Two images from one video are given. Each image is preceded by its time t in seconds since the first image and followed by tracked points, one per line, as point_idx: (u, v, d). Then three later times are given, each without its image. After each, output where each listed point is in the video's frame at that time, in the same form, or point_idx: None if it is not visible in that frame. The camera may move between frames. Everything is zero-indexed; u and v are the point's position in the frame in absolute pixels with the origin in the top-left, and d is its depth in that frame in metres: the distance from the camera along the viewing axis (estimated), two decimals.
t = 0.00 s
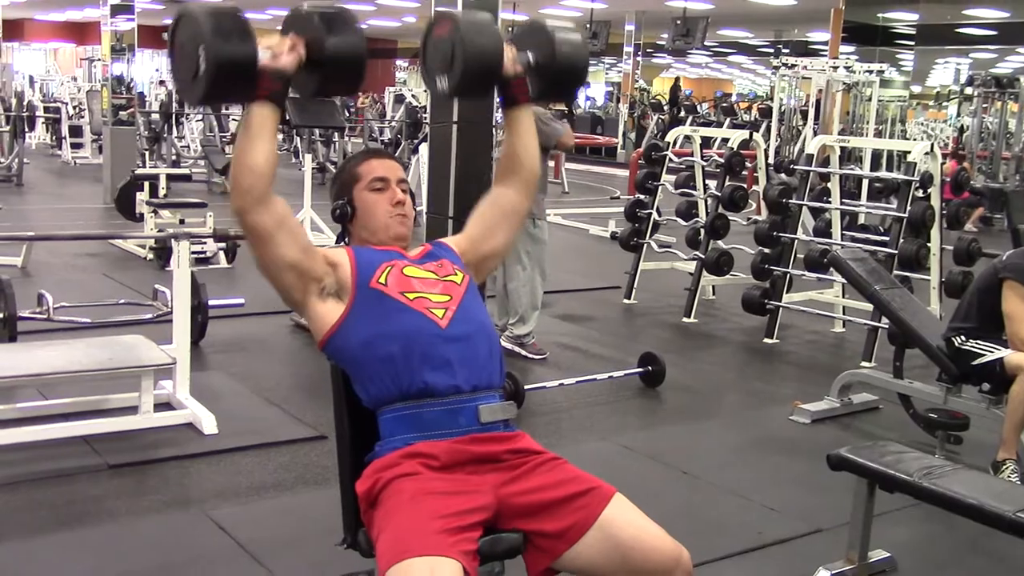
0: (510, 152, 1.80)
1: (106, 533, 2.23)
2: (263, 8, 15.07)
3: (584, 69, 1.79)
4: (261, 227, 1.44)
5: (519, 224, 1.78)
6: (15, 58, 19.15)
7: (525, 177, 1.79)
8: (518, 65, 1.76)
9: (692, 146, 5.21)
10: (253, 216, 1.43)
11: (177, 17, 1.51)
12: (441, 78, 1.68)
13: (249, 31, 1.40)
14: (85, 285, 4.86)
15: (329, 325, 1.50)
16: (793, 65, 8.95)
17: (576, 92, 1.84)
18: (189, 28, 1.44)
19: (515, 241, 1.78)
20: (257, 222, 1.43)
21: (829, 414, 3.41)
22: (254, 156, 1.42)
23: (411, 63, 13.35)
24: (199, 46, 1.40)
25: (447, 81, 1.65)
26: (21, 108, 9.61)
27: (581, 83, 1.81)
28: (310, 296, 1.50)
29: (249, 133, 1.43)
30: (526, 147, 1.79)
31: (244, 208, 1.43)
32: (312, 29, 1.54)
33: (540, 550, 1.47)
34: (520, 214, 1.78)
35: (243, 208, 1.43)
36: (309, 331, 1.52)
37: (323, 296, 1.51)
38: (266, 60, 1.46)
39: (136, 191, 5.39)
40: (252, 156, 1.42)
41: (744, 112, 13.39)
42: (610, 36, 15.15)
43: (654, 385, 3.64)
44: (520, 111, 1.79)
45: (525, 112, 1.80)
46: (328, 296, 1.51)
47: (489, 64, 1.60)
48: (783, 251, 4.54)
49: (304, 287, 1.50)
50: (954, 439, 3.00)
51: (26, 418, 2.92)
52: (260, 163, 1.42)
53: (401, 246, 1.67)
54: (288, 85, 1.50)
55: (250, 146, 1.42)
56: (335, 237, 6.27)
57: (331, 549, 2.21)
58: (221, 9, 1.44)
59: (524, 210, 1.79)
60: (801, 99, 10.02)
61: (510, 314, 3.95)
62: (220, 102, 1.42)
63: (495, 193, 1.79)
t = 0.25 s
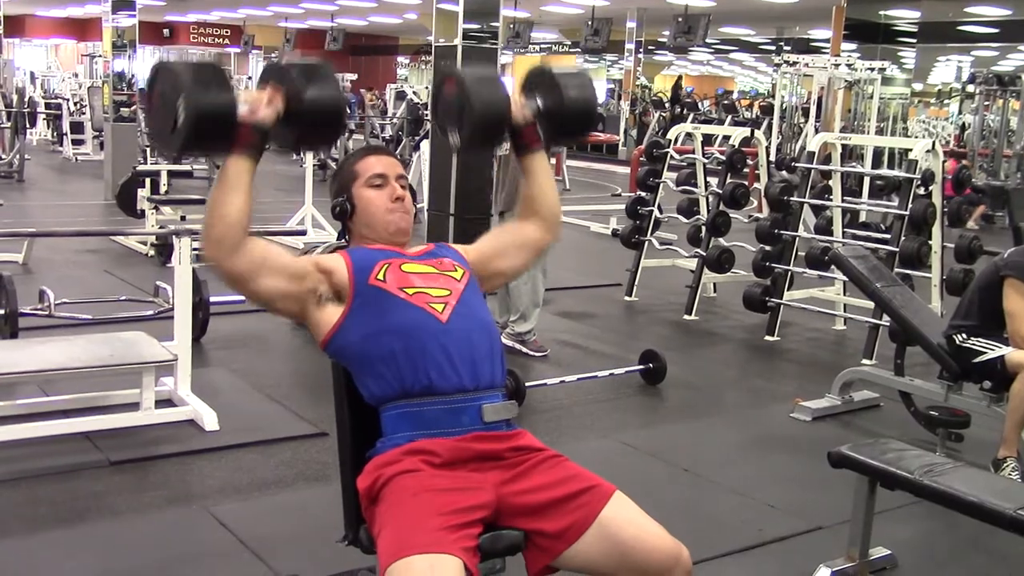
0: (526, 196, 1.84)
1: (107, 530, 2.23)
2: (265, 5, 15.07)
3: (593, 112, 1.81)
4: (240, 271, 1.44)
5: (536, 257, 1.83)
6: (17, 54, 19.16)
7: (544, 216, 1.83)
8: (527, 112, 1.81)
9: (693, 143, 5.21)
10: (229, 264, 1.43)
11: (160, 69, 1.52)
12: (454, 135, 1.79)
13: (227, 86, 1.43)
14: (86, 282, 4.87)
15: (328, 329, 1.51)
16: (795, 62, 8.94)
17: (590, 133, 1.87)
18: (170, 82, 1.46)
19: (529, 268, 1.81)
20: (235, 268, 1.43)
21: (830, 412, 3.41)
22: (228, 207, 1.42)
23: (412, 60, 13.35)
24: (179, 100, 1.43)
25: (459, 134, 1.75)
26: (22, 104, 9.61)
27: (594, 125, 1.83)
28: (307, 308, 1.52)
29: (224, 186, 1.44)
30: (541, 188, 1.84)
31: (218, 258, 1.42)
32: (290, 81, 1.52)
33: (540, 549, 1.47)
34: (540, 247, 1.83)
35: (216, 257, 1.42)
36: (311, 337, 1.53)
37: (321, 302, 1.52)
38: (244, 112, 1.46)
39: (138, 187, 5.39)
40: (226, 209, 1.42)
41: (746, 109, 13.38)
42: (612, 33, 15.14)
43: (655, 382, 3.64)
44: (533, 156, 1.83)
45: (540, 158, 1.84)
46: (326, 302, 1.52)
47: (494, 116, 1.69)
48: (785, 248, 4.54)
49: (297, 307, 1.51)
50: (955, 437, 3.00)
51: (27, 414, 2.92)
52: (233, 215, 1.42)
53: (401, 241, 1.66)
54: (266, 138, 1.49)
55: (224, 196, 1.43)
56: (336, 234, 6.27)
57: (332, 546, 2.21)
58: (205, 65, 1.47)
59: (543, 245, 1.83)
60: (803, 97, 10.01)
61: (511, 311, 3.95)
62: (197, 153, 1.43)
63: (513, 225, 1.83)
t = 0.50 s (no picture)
0: (530, 232, 1.83)
1: (108, 529, 2.23)
2: (265, 4, 15.07)
3: (599, 155, 1.90)
4: (230, 307, 1.46)
5: (536, 287, 1.81)
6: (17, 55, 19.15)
7: (550, 250, 1.82)
8: (535, 150, 1.86)
9: (693, 141, 5.21)
10: (219, 303, 1.45)
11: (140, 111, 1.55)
12: (459, 168, 1.82)
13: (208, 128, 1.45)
14: (87, 282, 4.87)
15: (330, 334, 1.52)
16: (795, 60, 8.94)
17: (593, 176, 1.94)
18: (152, 127, 1.49)
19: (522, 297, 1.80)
20: (224, 307, 1.46)
21: (831, 409, 3.41)
22: (214, 250, 1.43)
23: (413, 59, 13.35)
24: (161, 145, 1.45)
25: (466, 168, 1.78)
26: (23, 105, 9.61)
27: (598, 168, 1.92)
28: (307, 316, 1.53)
29: (208, 226, 1.45)
30: (547, 224, 1.82)
31: (206, 299, 1.45)
32: (272, 117, 1.55)
33: (542, 546, 1.47)
34: (541, 278, 1.81)
35: (204, 298, 1.45)
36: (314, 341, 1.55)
37: (320, 310, 1.53)
38: (227, 152, 1.49)
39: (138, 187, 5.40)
40: (213, 252, 1.44)
41: (746, 107, 13.37)
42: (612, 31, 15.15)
43: (656, 380, 3.64)
44: (539, 192, 1.83)
45: (546, 194, 1.84)
46: (325, 309, 1.54)
47: (505, 151, 1.73)
48: (785, 246, 4.54)
49: (296, 320, 1.53)
50: (956, 434, 3.00)
51: (28, 415, 2.92)
52: (221, 256, 1.44)
53: (402, 237, 1.67)
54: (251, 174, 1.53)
55: (209, 237, 1.44)
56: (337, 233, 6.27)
57: (333, 544, 2.22)
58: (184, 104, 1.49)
59: (546, 278, 1.82)
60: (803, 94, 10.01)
61: (511, 310, 3.95)
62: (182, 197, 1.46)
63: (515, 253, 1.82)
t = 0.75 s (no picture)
0: (528, 224, 1.82)
1: (108, 530, 2.23)
2: (264, 4, 15.07)
3: (599, 148, 1.88)
4: (233, 294, 1.45)
5: (535, 281, 1.83)
6: (16, 55, 19.13)
7: (547, 242, 1.82)
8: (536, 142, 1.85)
9: (692, 141, 5.21)
10: (219, 288, 1.44)
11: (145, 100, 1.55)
12: (460, 156, 1.80)
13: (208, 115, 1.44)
14: (87, 282, 4.87)
15: (329, 332, 1.52)
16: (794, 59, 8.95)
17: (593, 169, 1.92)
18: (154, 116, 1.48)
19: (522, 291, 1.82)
20: (224, 293, 1.45)
21: (830, 408, 3.42)
22: (217, 235, 1.43)
23: (412, 58, 13.35)
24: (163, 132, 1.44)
25: (467, 155, 1.76)
26: (22, 105, 9.61)
27: (599, 160, 1.90)
28: (306, 313, 1.53)
29: (211, 213, 1.45)
30: (544, 216, 1.82)
31: (208, 284, 1.44)
32: (275, 104, 1.55)
33: (541, 545, 1.48)
34: (539, 271, 1.82)
35: (206, 283, 1.44)
36: (313, 340, 1.55)
37: (320, 306, 1.53)
38: (230, 136, 1.48)
39: (137, 187, 5.40)
40: (215, 238, 1.43)
41: (746, 106, 13.37)
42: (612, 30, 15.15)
43: (655, 380, 3.65)
44: (539, 185, 1.82)
45: (545, 185, 1.83)
46: (325, 305, 1.53)
47: (508, 140, 1.71)
48: (784, 245, 4.54)
49: (296, 314, 1.52)
50: (954, 434, 3.00)
51: (28, 415, 2.93)
52: (223, 242, 1.43)
53: (399, 239, 1.67)
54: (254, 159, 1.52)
55: (211, 223, 1.44)
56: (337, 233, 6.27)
57: (333, 545, 2.22)
58: (187, 91, 1.49)
59: (544, 270, 1.83)
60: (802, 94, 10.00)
61: (510, 310, 3.95)
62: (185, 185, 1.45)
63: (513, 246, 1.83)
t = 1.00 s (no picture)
0: (524, 193, 1.81)
1: (107, 530, 2.24)
2: (266, 5, 15.09)
3: (596, 113, 1.80)
4: (241, 258, 1.47)
5: (531, 255, 1.83)
6: (17, 54, 19.15)
7: (541, 214, 1.82)
8: (533, 109, 1.77)
9: (692, 146, 5.22)
10: (231, 249, 1.46)
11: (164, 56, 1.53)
12: (456, 122, 1.72)
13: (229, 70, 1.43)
14: (86, 282, 4.87)
15: (328, 330, 1.52)
16: (794, 65, 8.96)
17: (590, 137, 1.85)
18: (172, 71, 1.46)
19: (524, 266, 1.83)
20: (236, 254, 1.46)
21: (828, 415, 3.42)
22: (232, 192, 1.44)
23: (413, 61, 13.36)
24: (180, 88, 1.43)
25: (463, 122, 1.68)
26: (23, 104, 9.61)
27: (597, 127, 1.82)
28: (305, 305, 1.53)
29: (227, 168, 1.45)
30: (539, 185, 1.81)
31: (221, 242, 1.46)
32: (294, 62, 1.52)
33: (539, 550, 1.48)
34: (534, 246, 1.82)
35: (220, 241, 1.45)
36: (311, 336, 1.55)
37: (320, 302, 1.53)
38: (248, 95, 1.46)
39: (137, 187, 5.40)
40: (229, 194, 1.44)
41: (746, 112, 13.38)
42: (613, 34, 15.19)
43: (654, 384, 3.65)
44: (534, 153, 1.80)
45: (539, 155, 1.81)
46: (326, 301, 1.54)
47: (504, 107, 1.63)
48: (784, 251, 4.55)
49: (296, 302, 1.52)
50: (952, 441, 3.01)
51: (26, 415, 2.92)
52: (237, 199, 1.44)
53: (398, 243, 1.67)
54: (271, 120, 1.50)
55: (226, 182, 1.45)
56: (337, 235, 6.28)
57: (331, 547, 2.22)
58: (208, 50, 1.47)
59: (538, 243, 1.83)
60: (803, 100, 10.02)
61: (509, 313, 3.96)
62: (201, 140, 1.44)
63: (509, 222, 1.82)
